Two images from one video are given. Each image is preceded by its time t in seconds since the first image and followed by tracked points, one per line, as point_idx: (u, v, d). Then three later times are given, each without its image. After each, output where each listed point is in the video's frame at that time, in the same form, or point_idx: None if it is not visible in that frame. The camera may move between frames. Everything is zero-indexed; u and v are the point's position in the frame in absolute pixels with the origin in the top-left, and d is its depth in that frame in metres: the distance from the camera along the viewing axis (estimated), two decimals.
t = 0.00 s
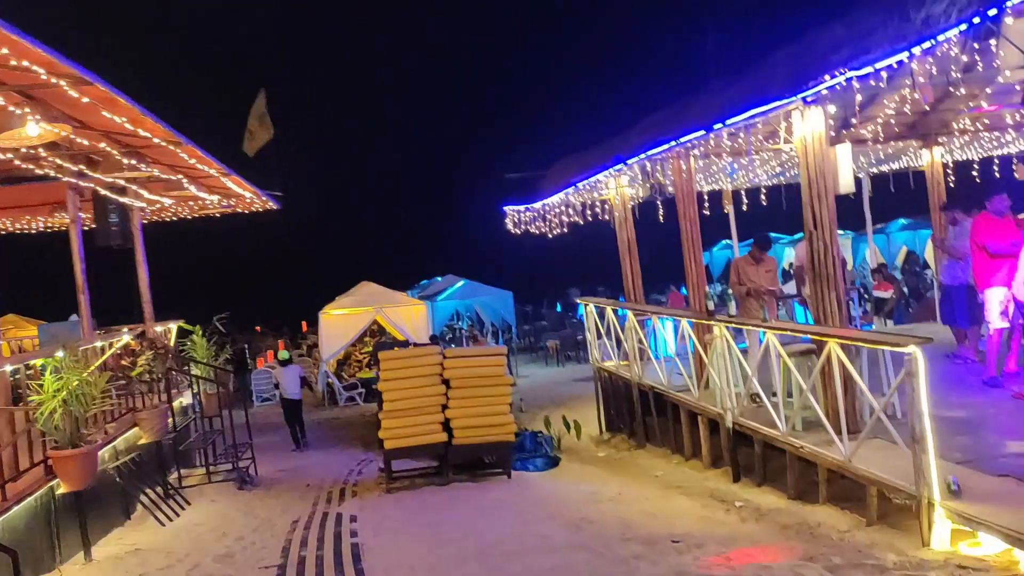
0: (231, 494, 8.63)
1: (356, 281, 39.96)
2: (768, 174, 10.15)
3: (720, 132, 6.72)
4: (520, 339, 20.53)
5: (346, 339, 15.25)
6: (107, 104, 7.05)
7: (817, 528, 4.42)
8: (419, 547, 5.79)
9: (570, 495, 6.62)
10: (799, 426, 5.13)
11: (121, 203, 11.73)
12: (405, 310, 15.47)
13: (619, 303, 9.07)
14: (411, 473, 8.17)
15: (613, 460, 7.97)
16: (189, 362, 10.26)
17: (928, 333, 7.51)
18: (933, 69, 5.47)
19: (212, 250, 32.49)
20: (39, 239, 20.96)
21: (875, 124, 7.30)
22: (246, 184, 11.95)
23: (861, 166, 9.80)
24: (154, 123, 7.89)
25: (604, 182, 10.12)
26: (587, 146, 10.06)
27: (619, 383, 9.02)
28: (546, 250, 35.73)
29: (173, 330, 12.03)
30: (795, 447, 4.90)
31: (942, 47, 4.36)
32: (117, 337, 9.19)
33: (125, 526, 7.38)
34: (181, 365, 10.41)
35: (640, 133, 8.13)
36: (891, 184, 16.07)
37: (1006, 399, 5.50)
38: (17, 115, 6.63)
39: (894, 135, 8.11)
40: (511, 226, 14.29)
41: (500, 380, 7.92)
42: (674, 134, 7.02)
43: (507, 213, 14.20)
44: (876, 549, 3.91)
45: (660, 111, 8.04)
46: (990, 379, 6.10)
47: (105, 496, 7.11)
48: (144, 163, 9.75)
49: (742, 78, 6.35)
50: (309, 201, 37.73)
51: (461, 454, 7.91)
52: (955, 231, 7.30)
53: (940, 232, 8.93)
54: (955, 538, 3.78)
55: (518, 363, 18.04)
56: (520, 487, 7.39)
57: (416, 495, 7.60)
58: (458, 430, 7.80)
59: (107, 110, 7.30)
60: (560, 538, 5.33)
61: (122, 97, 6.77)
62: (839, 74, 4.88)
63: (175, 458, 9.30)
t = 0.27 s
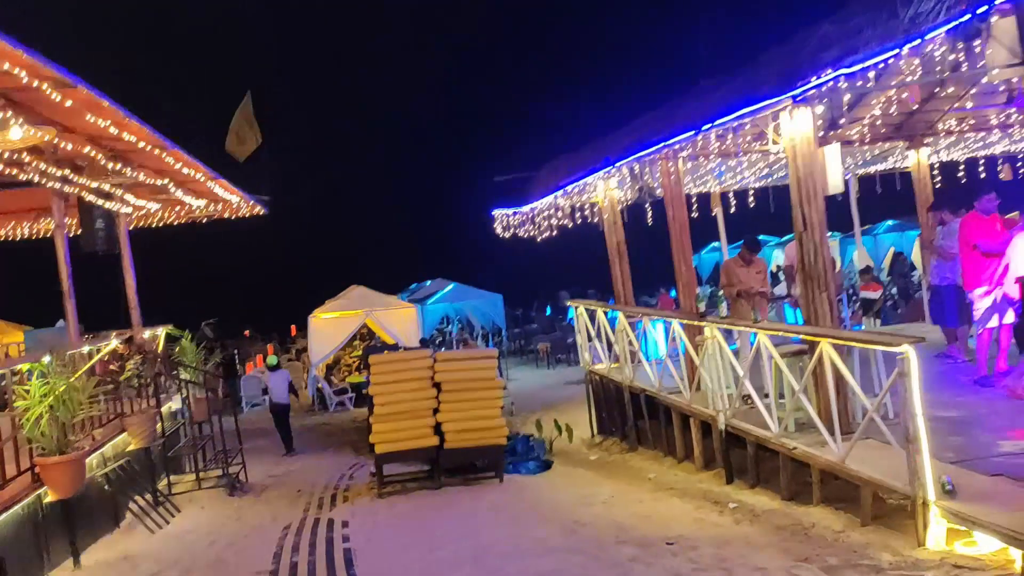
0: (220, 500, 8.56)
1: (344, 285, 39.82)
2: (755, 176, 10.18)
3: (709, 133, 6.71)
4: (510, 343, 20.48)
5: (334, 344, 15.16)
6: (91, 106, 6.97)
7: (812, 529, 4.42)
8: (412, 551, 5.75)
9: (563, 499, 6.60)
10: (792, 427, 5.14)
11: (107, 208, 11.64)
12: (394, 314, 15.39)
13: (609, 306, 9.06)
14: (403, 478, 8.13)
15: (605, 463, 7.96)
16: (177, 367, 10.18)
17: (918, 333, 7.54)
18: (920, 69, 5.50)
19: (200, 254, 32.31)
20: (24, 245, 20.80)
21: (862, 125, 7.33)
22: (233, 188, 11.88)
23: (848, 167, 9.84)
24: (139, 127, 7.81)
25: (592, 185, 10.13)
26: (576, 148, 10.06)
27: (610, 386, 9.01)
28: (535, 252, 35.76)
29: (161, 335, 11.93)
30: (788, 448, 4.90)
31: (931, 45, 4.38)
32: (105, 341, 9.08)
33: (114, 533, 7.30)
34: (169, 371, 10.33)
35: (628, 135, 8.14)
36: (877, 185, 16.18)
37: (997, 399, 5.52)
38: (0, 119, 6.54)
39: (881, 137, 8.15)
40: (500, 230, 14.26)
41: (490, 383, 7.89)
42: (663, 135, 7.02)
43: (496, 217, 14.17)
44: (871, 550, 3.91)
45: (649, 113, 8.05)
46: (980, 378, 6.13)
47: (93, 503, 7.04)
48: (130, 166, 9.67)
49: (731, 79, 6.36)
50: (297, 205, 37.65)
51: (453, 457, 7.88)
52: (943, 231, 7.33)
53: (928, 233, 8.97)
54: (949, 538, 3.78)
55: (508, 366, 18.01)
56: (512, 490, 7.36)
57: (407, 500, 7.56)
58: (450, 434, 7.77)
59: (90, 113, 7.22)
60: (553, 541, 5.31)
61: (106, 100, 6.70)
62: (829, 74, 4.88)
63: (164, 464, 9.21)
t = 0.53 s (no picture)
0: (214, 509, 8.49)
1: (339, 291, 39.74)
2: (750, 179, 10.18)
3: (705, 135, 6.70)
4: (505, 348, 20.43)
5: (329, 351, 15.10)
6: (83, 111, 6.92)
7: (811, 535, 4.40)
8: (409, 560, 5.70)
9: (561, 505, 6.56)
10: (790, 432, 5.11)
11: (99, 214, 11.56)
12: (389, 320, 15.40)
13: (604, 310, 9.04)
14: (399, 485, 8.08)
15: (602, 469, 7.93)
16: (170, 374, 10.11)
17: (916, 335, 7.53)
18: (916, 68, 5.49)
19: (194, 261, 32.20)
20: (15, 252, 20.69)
21: (857, 127, 7.33)
22: (226, 194, 11.83)
23: (843, 170, 9.85)
24: (131, 131, 7.75)
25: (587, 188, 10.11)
26: (571, 152, 10.04)
27: (607, 390, 8.98)
28: (530, 257, 35.76)
29: (154, 343, 11.84)
30: (787, 453, 4.88)
31: (929, 43, 4.36)
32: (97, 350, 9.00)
33: (107, 543, 7.23)
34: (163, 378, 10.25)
35: (624, 137, 8.11)
36: (871, 187, 16.22)
37: (996, 401, 5.51)
38: None
39: (876, 138, 8.15)
40: (495, 235, 14.24)
41: (486, 389, 7.85)
42: (659, 137, 7.00)
43: (491, 221, 14.14)
44: (873, 556, 3.89)
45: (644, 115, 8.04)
46: (978, 381, 6.12)
47: (86, 513, 6.97)
48: (122, 172, 9.61)
49: (727, 79, 6.35)
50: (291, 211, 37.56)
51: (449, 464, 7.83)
52: (939, 233, 7.34)
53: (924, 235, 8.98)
54: (951, 543, 3.76)
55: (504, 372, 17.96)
56: (510, 497, 7.32)
57: (404, 508, 7.51)
58: (446, 441, 7.72)
59: (82, 118, 7.17)
60: (550, 549, 5.27)
61: (97, 105, 6.64)
62: (827, 73, 4.87)
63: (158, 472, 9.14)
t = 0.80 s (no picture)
0: (213, 520, 8.44)
1: (337, 300, 39.69)
2: (749, 186, 10.18)
3: (705, 141, 6.69)
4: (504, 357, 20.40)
5: (328, 360, 15.08)
6: (81, 120, 6.89)
7: (816, 543, 4.37)
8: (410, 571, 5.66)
9: (562, 515, 6.52)
10: (792, 439, 5.09)
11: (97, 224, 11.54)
12: (388, 329, 15.34)
13: (604, 318, 9.02)
14: (399, 495, 8.04)
15: (603, 478, 7.89)
16: (169, 385, 10.07)
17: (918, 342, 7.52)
18: (916, 74, 5.50)
19: (192, 271, 32.18)
20: (14, 262, 20.68)
21: (856, 133, 7.33)
22: (225, 203, 11.81)
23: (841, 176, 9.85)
24: (129, 140, 7.74)
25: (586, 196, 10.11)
26: (570, 160, 10.04)
27: (606, 399, 8.95)
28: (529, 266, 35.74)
29: (152, 353, 11.80)
30: (789, 461, 4.85)
31: (931, 48, 4.36)
32: (94, 360, 8.96)
33: (106, 555, 7.18)
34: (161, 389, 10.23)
35: (623, 144, 8.11)
36: (870, 194, 16.25)
37: (999, 408, 5.49)
38: None
39: (874, 145, 8.16)
40: (493, 243, 14.24)
41: (486, 398, 7.82)
42: (659, 144, 7.00)
43: (490, 229, 14.14)
44: (878, 565, 3.86)
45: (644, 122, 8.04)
46: (980, 387, 6.10)
47: (85, 525, 6.92)
48: (120, 181, 9.59)
49: (727, 85, 6.36)
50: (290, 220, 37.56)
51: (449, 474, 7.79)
52: (939, 239, 7.33)
53: (923, 242, 8.98)
54: (957, 551, 3.73)
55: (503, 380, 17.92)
56: (511, 507, 7.28)
57: (404, 518, 7.47)
58: (446, 450, 7.70)
59: (80, 126, 7.15)
60: (552, 559, 5.23)
61: (96, 113, 6.63)
62: (827, 79, 4.86)
63: (157, 483, 9.08)
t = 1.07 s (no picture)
0: (214, 535, 8.37)
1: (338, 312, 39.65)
2: (750, 196, 10.17)
3: (708, 151, 6.67)
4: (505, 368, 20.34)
5: (328, 372, 15.04)
6: (81, 132, 6.88)
7: (823, 558, 4.33)
8: None
9: (566, 529, 6.46)
10: (797, 452, 5.04)
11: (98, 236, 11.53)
12: (388, 340, 15.31)
13: (605, 329, 8.98)
14: (400, 509, 7.99)
15: (606, 490, 7.84)
16: (169, 398, 10.02)
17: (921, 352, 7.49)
18: (921, 83, 5.50)
19: (193, 284, 32.17)
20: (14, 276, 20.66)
21: (858, 142, 7.32)
22: (226, 215, 11.79)
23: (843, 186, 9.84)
24: (130, 152, 7.72)
25: (588, 206, 10.09)
26: (571, 170, 10.03)
27: (609, 411, 8.90)
28: (530, 277, 35.76)
29: (152, 366, 11.76)
30: (795, 473, 4.81)
31: (939, 57, 4.35)
32: (94, 374, 8.92)
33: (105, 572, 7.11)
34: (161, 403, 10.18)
35: (625, 155, 8.10)
36: (871, 204, 16.25)
37: (1005, 419, 5.44)
38: None
39: (876, 154, 8.15)
40: (494, 254, 14.23)
41: (487, 410, 7.77)
42: (662, 154, 6.98)
43: (491, 240, 14.13)
44: None
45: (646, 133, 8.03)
46: (986, 398, 6.07)
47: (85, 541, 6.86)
48: (121, 194, 9.58)
49: (731, 94, 6.35)
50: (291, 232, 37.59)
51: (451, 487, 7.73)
52: (943, 249, 7.31)
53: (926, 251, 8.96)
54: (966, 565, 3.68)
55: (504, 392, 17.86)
56: (514, 521, 7.22)
57: (406, 532, 7.41)
58: (448, 463, 7.63)
59: (81, 138, 7.13)
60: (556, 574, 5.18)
61: (96, 125, 6.61)
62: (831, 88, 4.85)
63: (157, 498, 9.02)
